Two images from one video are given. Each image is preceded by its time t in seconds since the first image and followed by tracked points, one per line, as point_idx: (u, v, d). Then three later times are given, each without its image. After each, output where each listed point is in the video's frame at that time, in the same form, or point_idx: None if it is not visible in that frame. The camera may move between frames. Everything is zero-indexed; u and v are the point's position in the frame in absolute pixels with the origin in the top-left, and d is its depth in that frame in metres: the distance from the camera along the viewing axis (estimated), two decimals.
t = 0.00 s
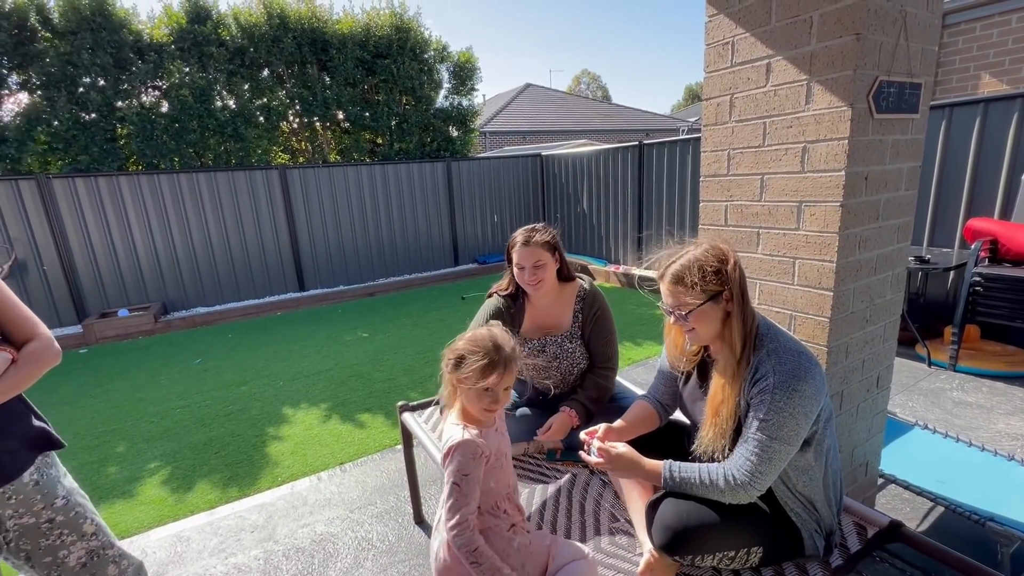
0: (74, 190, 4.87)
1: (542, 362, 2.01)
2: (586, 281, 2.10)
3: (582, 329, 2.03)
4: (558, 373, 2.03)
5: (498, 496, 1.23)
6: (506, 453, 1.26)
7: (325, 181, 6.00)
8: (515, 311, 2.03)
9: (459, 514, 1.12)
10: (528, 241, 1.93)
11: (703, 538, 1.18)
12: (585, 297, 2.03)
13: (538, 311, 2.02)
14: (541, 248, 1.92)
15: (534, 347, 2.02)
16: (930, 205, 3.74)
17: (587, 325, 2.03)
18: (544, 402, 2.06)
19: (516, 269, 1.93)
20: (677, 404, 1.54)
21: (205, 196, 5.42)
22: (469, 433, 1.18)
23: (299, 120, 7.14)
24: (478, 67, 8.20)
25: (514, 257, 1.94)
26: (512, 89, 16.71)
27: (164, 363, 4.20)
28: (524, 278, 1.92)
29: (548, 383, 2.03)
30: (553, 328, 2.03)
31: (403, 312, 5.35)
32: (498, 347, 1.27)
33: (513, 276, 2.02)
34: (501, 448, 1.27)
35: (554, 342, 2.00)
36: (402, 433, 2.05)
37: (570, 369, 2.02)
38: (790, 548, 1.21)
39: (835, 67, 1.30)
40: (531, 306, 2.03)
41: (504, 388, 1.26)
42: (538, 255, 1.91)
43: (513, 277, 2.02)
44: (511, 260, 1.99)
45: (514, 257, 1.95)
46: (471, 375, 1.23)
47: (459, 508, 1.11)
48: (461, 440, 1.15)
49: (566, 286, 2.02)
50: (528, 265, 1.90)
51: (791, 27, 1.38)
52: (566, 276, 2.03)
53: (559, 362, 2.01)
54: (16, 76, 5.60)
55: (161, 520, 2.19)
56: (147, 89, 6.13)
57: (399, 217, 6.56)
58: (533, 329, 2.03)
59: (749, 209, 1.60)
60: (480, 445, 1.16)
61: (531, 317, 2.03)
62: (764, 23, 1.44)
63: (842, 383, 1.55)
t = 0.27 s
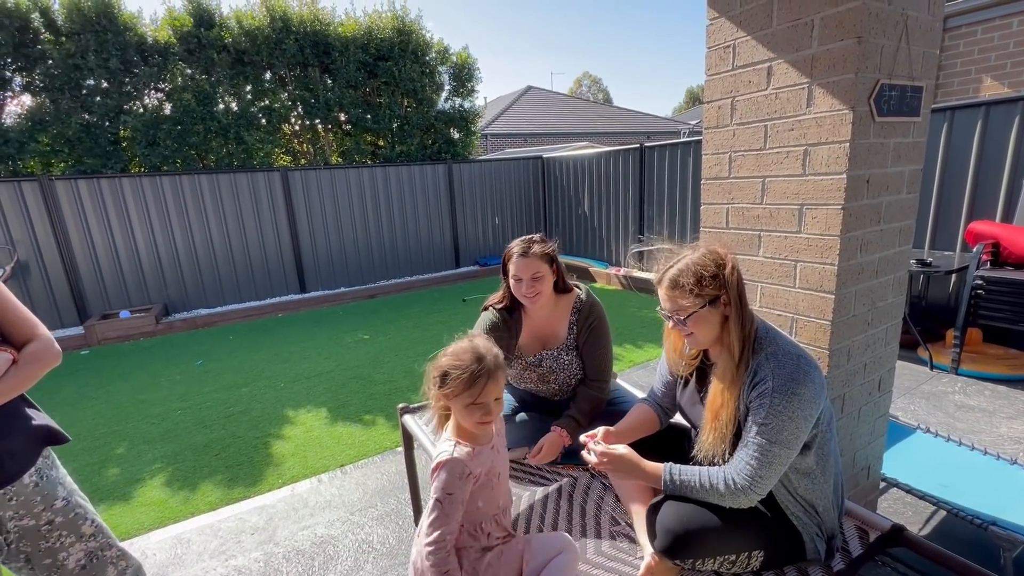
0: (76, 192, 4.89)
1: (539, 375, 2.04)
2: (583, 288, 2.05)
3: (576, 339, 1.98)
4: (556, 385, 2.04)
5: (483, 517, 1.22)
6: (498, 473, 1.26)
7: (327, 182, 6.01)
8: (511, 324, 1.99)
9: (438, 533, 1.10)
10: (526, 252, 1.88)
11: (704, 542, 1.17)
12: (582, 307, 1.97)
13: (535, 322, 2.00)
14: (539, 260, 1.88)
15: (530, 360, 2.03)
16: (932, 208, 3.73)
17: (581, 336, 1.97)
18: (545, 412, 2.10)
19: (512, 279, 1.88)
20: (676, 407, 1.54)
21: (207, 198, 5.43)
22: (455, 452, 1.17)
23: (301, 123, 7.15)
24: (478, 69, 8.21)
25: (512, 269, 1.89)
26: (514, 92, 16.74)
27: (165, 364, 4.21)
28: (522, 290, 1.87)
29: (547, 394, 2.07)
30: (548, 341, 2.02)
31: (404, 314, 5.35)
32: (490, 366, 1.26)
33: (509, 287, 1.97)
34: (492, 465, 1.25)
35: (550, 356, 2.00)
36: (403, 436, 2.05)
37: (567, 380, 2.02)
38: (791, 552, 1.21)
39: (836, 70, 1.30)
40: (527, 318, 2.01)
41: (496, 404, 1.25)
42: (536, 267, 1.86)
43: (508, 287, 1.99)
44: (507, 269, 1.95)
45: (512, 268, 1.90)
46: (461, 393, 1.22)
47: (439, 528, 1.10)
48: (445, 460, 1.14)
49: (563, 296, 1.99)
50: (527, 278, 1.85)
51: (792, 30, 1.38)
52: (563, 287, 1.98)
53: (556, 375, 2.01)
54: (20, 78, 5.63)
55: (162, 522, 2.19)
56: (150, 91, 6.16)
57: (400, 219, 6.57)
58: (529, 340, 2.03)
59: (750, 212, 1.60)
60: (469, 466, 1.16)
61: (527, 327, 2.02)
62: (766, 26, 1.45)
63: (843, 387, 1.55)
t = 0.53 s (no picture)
0: (79, 193, 4.90)
1: (539, 378, 2.03)
2: (584, 293, 2.05)
3: (577, 344, 1.98)
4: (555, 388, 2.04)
5: (464, 549, 1.25)
6: (490, 511, 1.28)
7: (328, 184, 6.02)
8: (512, 328, 1.96)
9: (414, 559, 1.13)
10: (530, 252, 1.90)
11: (706, 544, 1.17)
12: (583, 310, 1.97)
13: (536, 325, 2.00)
14: (543, 260, 1.89)
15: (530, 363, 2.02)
16: (933, 211, 3.74)
17: (582, 339, 1.96)
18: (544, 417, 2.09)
19: (516, 280, 1.88)
20: (678, 410, 1.54)
21: (209, 200, 5.45)
22: (452, 487, 1.19)
23: (303, 125, 7.16)
24: (478, 70, 8.22)
25: (515, 269, 1.89)
26: (515, 95, 16.76)
27: (167, 365, 4.21)
28: (524, 290, 1.87)
29: (546, 398, 2.06)
30: (550, 344, 2.01)
31: (404, 316, 5.35)
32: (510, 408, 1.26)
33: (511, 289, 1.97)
34: (487, 503, 1.27)
35: (551, 359, 1.99)
36: (404, 437, 2.05)
37: (568, 384, 2.01)
38: (793, 554, 1.21)
39: (838, 72, 1.30)
40: (529, 321, 2.00)
41: (508, 445, 1.26)
42: (540, 268, 1.87)
43: (510, 290, 1.98)
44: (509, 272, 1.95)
45: (514, 269, 1.90)
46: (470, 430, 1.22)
47: (418, 552, 1.13)
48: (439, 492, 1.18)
49: (564, 300, 1.99)
50: (530, 278, 1.86)
51: (794, 33, 1.39)
52: (564, 291, 1.99)
53: (556, 379, 2.00)
54: (24, 80, 5.65)
55: (163, 523, 2.19)
56: (153, 93, 6.18)
57: (402, 221, 6.58)
58: (531, 344, 2.02)
59: (752, 214, 1.60)
60: (458, 502, 1.19)
61: (529, 331, 2.01)
62: (768, 29, 1.45)
63: (845, 389, 1.55)
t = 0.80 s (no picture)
0: (81, 195, 4.91)
1: (543, 373, 2.02)
2: (589, 291, 2.09)
3: (583, 339, 2.01)
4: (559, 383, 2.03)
5: None
6: (481, 544, 1.21)
7: (329, 186, 6.03)
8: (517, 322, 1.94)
9: None
10: (538, 243, 1.95)
11: (706, 548, 1.17)
12: (589, 307, 2.01)
13: (540, 320, 2.00)
14: (550, 251, 1.94)
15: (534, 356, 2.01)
16: (933, 214, 3.74)
17: (588, 336, 2.01)
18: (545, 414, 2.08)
19: (523, 268, 1.91)
20: (679, 413, 1.54)
21: (211, 202, 5.46)
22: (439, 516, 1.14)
23: (304, 127, 7.17)
24: (480, 74, 8.26)
25: (522, 259, 1.93)
26: (516, 97, 16.78)
27: (168, 367, 4.22)
28: (532, 279, 1.89)
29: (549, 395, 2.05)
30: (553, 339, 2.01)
31: (405, 318, 5.36)
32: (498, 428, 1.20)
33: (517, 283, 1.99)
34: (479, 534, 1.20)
35: (556, 353, 1.99)
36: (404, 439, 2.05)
37: (572, 380, 2.02)
38: (792, 558, 1.21)
39: (837, 78, 1.31)
40: (532, 316, 1.99)
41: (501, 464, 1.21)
42: (548, 257, 1.92)
43: (515, 283, 1.99)
44: (516, 264, 1.98)
45: (522, 259, 1.94)
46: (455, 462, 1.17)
47: None
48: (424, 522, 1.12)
49: (568, 295, 2.02)
50: (538, 266, 1.89)
51: (793, 38, 1.39)
52: (568, 288, 2.03)
53: (561, 374, 2.01)
54: (26, 83, 5.67)
55: (163, 526, 2.19)
56: (154, 96, 6.19)
57: (402, 224, 6.59)
58: (534, 340, 2.01)
59: (752, 218, 1.61)
60: (444, 535, 1.13)
61: (533, 326, 2.00)
62: (767, 34, 1.46)
63: (845, 393, 1.55)
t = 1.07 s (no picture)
0: (82, 197, 4.93)
1: (543, 361, 2.04)
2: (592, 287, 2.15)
3: (588, 332, 2.07)
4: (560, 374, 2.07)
5: None
6: None
7: (329, 188, 6.05)
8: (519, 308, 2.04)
9: None
10: (547, 233, 2.03)
11: (701, 550, 1.17)
12: (593, 301, 2.07)
13: (540, 309, 2.05)
14: (558, 241, 2.02)
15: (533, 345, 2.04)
16: (932, 216, 3.75)
17: (594, 331, 2.07)
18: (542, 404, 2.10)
19: (530, 255, 1.99)
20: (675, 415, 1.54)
21: (212, 203, 5.48)
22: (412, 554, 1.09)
23: (305, 128, 7.19)
24: (487, 84, 8.36)
25: (531, 247, 2.01)
26: (517, 99, 16.81)
27: (168, 369, 4.23)
28: (536, 265, 1.96)
29: (549, 383, 2.07)
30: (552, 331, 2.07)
31: (404, 319, 5.36)
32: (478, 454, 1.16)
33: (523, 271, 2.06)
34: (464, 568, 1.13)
35: (557, 342, 2.04)
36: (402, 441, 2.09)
37: (571, 371, 2.06)
38: (786, 561, 1.21)
39: (832, 82, 1.32)
40: (533, 304, 2.05)
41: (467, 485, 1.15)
42: (554, 247, 2.00)
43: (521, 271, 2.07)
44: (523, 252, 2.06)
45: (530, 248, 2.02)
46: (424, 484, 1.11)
47: None
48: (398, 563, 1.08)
49: (572, 289, 2.08)
50: (544, 253, 1.97)
51: (788, 43, 1.40)
52: (573, 281, 2.09)
53: (562, 363, 2.04)
54: (29, 85, 5.71)
55: (163, 527, 2.20)
56: (156, 98, 6.22)
57: (403, 226, 6.60)
58: (534, 329, 2.06)
59: (748, 222, 1.62)
60: None
61: (534, 315, 2.06)
62: (762, 39, 1.47)
63: (841, 396, 1.56)
